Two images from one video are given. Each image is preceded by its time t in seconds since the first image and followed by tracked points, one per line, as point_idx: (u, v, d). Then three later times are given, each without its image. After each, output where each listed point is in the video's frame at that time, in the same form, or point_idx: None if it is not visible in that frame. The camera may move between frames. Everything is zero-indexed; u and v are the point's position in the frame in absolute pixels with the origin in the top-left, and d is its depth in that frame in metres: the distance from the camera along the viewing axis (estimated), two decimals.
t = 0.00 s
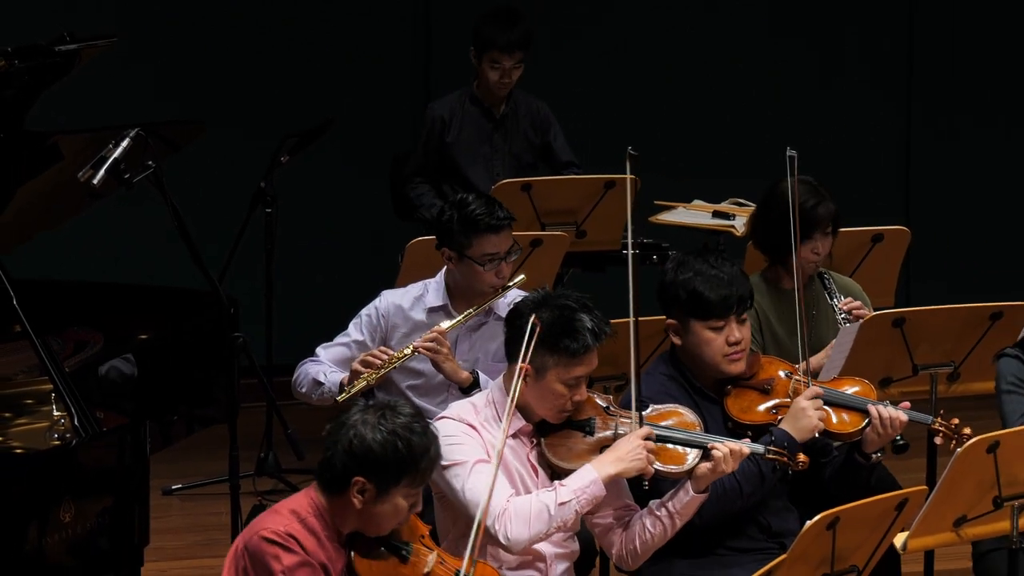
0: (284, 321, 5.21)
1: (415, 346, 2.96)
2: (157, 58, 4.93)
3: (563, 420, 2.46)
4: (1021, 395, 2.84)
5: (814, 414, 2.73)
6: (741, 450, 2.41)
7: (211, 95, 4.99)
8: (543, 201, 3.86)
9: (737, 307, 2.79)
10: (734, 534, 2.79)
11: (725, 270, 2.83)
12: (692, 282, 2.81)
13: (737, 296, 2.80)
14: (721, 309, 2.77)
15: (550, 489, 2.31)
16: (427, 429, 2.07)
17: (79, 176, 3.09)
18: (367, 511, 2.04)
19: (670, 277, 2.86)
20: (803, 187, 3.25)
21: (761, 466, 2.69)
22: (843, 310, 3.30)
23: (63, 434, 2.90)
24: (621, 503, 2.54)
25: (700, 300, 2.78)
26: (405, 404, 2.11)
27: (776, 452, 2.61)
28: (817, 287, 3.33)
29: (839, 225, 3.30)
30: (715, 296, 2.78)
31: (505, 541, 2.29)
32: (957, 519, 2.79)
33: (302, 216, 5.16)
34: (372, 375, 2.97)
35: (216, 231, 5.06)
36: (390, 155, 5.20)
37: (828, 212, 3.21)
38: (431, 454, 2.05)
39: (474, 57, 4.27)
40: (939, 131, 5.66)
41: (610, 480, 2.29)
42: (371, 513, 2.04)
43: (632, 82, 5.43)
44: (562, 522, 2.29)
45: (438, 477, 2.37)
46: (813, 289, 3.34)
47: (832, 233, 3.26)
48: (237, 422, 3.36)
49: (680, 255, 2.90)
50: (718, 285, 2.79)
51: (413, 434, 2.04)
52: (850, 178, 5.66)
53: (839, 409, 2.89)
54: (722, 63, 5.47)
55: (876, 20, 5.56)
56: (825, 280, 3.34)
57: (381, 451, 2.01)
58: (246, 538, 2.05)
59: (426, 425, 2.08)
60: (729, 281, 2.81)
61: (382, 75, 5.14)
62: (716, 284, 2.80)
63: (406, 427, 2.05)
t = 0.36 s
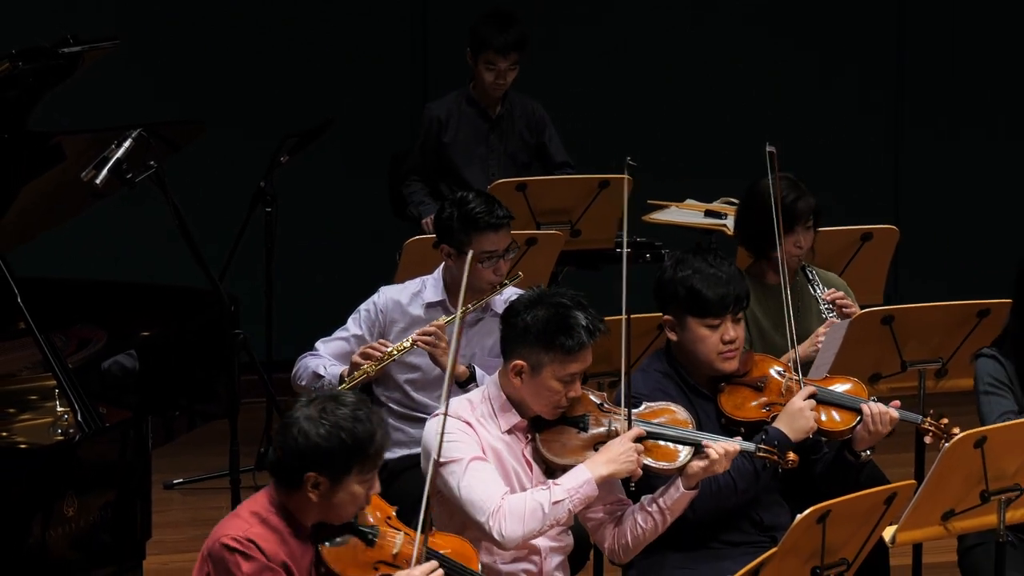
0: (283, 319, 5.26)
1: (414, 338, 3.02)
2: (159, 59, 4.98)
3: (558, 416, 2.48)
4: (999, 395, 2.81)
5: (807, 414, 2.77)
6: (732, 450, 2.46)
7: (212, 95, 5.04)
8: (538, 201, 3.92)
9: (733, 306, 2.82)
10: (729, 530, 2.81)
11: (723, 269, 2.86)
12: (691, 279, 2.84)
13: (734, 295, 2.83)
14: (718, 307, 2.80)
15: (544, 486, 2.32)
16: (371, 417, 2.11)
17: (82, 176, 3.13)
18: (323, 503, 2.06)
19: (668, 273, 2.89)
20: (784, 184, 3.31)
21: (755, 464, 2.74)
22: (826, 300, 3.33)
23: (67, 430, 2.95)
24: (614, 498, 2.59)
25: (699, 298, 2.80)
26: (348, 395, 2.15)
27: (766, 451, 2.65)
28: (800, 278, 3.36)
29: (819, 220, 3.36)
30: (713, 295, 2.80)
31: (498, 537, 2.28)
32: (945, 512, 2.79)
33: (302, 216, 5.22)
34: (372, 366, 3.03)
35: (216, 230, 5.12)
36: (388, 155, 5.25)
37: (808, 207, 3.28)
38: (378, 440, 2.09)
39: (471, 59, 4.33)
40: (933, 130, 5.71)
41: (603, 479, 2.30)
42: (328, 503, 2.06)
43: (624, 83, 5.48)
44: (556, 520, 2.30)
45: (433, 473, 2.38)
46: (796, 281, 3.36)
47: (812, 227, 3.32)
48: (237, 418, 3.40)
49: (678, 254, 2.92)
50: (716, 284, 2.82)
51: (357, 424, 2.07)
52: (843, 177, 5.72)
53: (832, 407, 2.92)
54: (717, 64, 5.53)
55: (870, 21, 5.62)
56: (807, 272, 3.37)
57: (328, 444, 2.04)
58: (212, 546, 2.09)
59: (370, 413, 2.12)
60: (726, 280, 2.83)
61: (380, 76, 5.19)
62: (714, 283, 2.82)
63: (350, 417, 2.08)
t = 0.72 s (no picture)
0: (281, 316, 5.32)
1: (412, 328, 3.03)
2: (161, 59, 5.03)
3: (550, 407, 2.46)
4: (976, 399, 2.83)
5: (797, 409, 2.77)
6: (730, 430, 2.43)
7: (213, 95, 5.09)
8: (533, 200, 3.96)
9: (728, 302, 2.85)
10: (723, 524, 2.83)
11: (718, 267, 2.89)
12: (687, 276, 2.86)
13: (730, 292, 2.86)
14: (713, 304, 2.83)
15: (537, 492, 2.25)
16: (304, 401, 1.90)
17: (85, 175, 3.19)
18: (273, 495, 1.87)
19: (664, 269, 2.92)
20: (772, 180, 3.31)
21: (747, 458, 2.74)
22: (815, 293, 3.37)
23: (70, 426, 2.95)
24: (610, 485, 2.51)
25: (694, 294, 2.83)
26: (278, 381, 1.94)
27: (758, 428, 2.71)
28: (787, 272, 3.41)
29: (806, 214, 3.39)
30: (709, 291, 2.83)
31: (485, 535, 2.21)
32: (934, 508, 2.80)
33: (301, 215, 5.27)
34: (375, 354, 3.05)
35: (216, 229, 5.17)
36: (386, 155, 5.30)
37: (796, 202, 3.31)
38: (315, 422, 1.89)
39: (468, 60, 4.37)
40: (925, 131, 5.76)
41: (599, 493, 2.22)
42: (279, 493, 1.87)
43: (620, 83, 5.53)
44: (546, 525, 2.22)
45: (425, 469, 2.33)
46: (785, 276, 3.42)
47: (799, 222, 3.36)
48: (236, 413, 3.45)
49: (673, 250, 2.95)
50: (712, 281, 2.84)
51: (290, 411, 1.87)
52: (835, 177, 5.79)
53: (823, 404, 2.96)
54: (713, 65, 5.59)
55: (864, 23, 5.67)
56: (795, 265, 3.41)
57: (262, 437, 1.84)
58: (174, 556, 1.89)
59: (304, 397, 1.91)
60: (722, 277, 2.86)
61: (379, 77, 5.24)
62: (710, 280, 2.85)
63: (283, 405, 1.89)
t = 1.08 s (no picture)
0: (281, 315, 5.37)
1: (409, 323, 3.10)
2: (164, 60, 5.08)
3: (543, 401, 2.50)
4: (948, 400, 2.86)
5: (791, 414, 2.79)
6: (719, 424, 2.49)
7: (215, 97, 5.15)
8: (530, 199, 4.01)
9: (721, 298, 2.89)
10: (716, 519, 2.87)
11: (710, 264, 2.93)
12: (677, 273, 2.94)
13: (721, 289, 2.90)
14: (705, 300, 2.87)
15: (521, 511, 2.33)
16: (263, 396, 2.09)
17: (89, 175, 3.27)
18: (245, 491, 2.05)
19: (656, 269, 2.98)
20: (766, 180, 3.38)
21: (740, 458, 2.78)
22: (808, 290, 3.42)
23: (74, 422, 3.00)
24: (603, 479, 2.55)
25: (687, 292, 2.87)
26: (239, 379, 2.14)
27: (749, 421, 2.74)
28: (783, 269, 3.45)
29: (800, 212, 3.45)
30: (700, 288, 2.87)
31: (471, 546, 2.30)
32: (925, 501, 2.84)
33: (302, 215, 5.32)
34: (372, 350, 3.11)
35: (218, 228, 5.22)
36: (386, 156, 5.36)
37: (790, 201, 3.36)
38: (275, 415, 2.07)
39: (466, 62, 4.43)
40: (919, 132, 5.81)
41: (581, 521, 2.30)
42: (250, 489, 2.05)
43: (618, 84, 5.58)
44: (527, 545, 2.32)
45: (418, 471, 2.40)
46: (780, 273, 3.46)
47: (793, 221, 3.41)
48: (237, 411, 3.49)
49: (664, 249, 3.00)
50: (705, 279, 2.88)
51: (250, 408, 2.06)
52: (831, 177, 5.84)
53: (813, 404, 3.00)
54: (709, 67, 5.64)
55: (859, 25, 5.72)
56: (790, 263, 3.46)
57: (226, 437, 2.03)
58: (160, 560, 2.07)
59: (262, 392, 2.10)
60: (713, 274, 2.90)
61: (379, 79, 5.29)
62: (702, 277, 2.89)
63: (244, 403, 2.07)
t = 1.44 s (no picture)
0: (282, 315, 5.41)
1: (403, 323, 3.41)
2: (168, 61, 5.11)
3: (538, 398, 2.56)
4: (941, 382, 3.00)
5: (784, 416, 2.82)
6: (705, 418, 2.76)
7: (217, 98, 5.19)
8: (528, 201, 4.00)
9: (704, 290, 2.99)
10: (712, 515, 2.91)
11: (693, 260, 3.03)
12: (663, 270, 3.01)
13: (703, 282, 3.00)
14: (689, 292, 2.98)
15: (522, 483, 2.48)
16: (245, 400, 2.33)
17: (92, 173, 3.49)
18: (235, 490, 2.28)
19: (642, 268, 3.03)
20: (762, 181, 3.48)
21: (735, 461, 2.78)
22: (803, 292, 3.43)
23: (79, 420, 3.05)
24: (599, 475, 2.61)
25: (669, 285, 2.98)
26: (225, 384, 2.38)
27: (738, 416, 2.95)
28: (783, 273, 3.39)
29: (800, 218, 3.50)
30: (682, 281, 2.98)
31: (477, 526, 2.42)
32: (916, 497, 2.90)
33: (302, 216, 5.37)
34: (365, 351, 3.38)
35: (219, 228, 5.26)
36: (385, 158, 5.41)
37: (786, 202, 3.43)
38: (258, 418, 2.31)
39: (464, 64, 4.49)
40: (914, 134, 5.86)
41: (580, 477, 2.47)
42: (239, 488, 2.28)
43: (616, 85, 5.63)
44: (533, 513, 2.45)
45: (418, 463, 2.53)
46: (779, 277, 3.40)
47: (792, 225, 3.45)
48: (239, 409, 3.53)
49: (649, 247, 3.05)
50: (687, 273, 2.99)
51: (234, 411, 2.29)
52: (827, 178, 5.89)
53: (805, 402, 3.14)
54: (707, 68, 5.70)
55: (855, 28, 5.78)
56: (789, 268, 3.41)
57: (215, 439, 2.27)
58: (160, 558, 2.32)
59: (245, 396, 2.35)
60: (695, 269, 3.01)
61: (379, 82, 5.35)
62: (684, 271, 3.00)
63: (228, 407, 2.31)
